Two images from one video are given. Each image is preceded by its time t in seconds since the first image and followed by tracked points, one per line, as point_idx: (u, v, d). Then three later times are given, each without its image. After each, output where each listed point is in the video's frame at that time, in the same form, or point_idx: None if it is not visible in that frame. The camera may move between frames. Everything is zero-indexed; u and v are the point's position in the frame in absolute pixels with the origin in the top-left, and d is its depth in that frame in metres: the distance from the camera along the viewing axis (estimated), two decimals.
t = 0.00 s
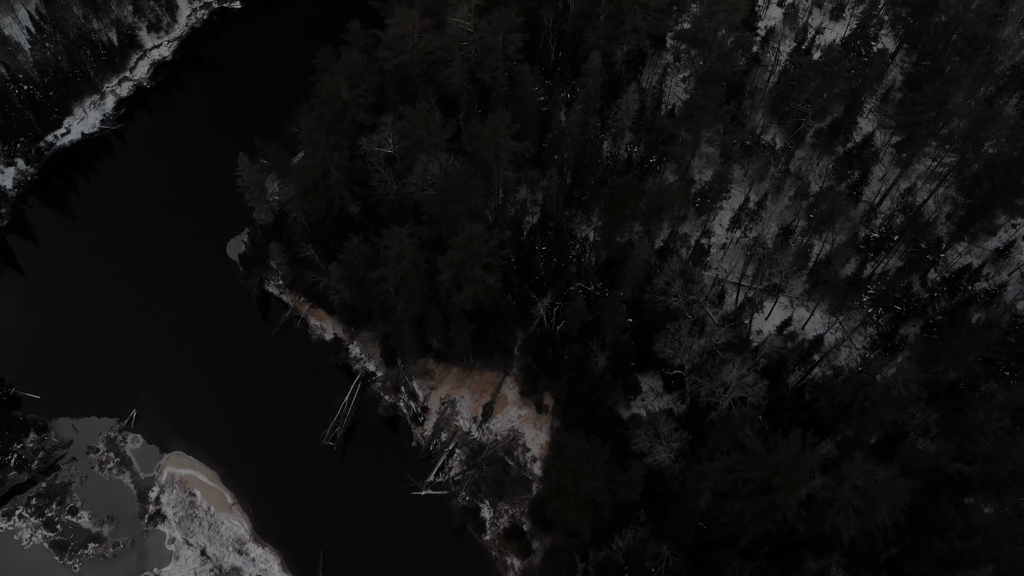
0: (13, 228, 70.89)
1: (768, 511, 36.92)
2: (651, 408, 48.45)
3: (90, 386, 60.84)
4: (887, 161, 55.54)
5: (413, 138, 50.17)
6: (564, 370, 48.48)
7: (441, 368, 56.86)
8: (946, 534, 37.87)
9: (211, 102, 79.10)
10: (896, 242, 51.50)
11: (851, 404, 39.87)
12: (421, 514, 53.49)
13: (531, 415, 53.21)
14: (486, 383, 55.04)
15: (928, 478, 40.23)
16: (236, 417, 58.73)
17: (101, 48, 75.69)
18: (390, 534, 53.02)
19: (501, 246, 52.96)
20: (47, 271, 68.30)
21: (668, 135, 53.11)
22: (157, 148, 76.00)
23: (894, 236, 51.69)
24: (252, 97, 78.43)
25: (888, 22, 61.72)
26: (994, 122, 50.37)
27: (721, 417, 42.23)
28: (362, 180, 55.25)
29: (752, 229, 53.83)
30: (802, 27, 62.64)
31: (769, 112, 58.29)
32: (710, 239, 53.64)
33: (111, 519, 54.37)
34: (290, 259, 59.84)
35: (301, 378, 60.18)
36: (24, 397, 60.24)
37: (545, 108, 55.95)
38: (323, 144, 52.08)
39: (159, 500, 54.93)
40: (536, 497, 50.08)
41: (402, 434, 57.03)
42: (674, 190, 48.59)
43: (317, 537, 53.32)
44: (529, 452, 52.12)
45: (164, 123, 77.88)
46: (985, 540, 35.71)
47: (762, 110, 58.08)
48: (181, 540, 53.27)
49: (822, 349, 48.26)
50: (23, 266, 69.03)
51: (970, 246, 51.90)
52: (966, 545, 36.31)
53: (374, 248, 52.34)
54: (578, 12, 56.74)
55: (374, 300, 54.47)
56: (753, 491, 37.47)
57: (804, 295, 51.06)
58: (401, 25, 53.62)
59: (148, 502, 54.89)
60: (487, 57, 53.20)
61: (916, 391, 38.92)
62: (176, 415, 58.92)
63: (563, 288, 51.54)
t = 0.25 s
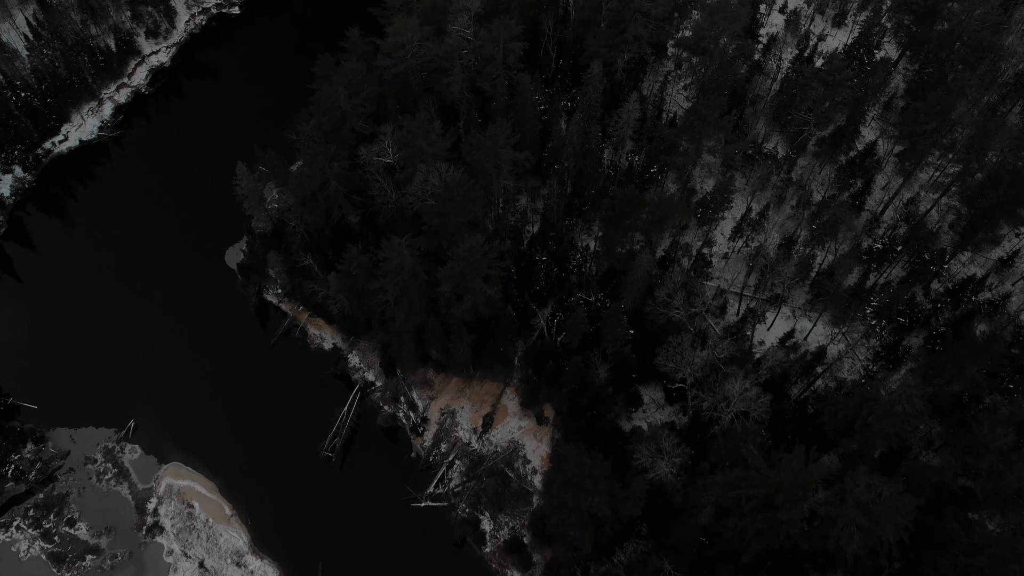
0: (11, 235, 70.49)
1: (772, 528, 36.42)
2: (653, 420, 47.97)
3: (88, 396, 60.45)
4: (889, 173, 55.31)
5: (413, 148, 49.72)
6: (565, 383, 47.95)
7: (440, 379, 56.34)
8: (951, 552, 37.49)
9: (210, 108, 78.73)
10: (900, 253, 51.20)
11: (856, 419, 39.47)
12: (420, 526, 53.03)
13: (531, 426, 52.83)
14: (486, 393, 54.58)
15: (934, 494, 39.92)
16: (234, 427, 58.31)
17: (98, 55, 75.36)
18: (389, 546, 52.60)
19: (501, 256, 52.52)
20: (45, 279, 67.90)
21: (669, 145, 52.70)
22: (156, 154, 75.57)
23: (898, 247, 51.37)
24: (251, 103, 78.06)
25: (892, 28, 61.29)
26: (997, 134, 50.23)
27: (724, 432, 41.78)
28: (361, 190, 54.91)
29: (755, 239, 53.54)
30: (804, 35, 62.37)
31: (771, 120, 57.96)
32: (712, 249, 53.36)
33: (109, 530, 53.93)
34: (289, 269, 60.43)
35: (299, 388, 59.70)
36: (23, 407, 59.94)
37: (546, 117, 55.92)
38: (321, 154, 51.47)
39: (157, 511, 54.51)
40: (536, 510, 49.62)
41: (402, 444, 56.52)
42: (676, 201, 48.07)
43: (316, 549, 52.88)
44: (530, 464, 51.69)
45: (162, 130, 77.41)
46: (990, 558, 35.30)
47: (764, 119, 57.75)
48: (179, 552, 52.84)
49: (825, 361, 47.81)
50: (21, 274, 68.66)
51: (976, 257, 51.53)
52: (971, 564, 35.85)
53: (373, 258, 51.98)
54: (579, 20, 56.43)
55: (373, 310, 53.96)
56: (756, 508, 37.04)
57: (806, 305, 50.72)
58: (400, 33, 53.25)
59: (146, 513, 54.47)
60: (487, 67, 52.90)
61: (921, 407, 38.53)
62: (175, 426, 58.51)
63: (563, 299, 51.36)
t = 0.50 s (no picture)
0: (8, 244, 70.04)
1: (776, 549, 35.87)
2: (655, 434, 47.48)
3: (86, 408, 60.00)
4: (891, 184, 55.16)
5: (412, 160, 49.27)
6: (566, 397, 47.39)
7: (440, 391, 55.88)
8: (956, 571, 37.03)
9: (209, 115, 78.31)
10: (904, 266, 50.89)
11: (860, 436, 39.22)
12: (420, 540, 52.53)
13: (532, 439, 52.40)
14: (486, 405, 54.08)
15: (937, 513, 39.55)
16: (233, 439, 57.90)
17: (96, 62, 75.38)
18: (389, 560, 52.10)
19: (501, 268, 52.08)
20: (42, 288, 67.45)
21: (671, 156, 52.20)
22: (154, 162, 75.14)
23: (902, 260, 51.04)
24: (250, 110, 77.65)
25: (895, 38, 61.21)
26: (1003, 145, 49.75)
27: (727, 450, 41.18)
28: (360, 201, 54.52)
29: (757, 250, 53.25)
30: (806, 43, 62.14)
31: (773, 129, 57.75)
32: (714, 260, 53.03)
33: (107, 543, 53.45)
34: (287, 278, 60.11)
35: (298, 400, 59.15)
36: (21, 418, 59.50)
37: (546, 127, 56.43)
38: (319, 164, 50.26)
39: (155, 525, 54.13)
40: (536, 525, 48.98)
41: (400, 456, 56.12)
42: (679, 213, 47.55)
43: (314, 563, 52.39)
44: (530, 477, 51.11)
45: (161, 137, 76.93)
46: None
47: (766, 128, 57.51)
48: (177, 566, 52.35)
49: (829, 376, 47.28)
50: (18, 283, 68.17)
51: (980, 268, 51.20)
52: None
53: (373, 270, 51.59)
54: (579, 29, 56.02)
55: (372, 322, 53.45)
56: (760, 528, 36.50)
57: (809, 317, 50.27)
58: (400, 42, 52.20)
59: (144, 526, 54.09)
60: (488, 78, 52.61)
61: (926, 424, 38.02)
62: (173, 437, 58.10)
63: (564, 311, 50.94)
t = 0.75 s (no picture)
0: (6, 252, 69.54)
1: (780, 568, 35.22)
2: (657, 447, 47.02)
3: (83, 418, 59.53)
4: (894, 193, 54.97)
5: (412, 171, 48.97)
6: (567, 409, 46.88)
7: (440, 402, 55.43)
8: None
9: (208, 122, 78.02)
10: (906, 277, 50.68)
11: (863, 452, 39.10)
12: (419, 553, 51.96)
13: (532, 451, 52.05)
14: (486, 416, 53.68)
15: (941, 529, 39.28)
16: (231, 450, 57.48)
17: (94, 69, 74.88)
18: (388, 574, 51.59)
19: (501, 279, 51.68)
20: (39, 297, 66.94)
21: (672, 166, 51.79)
22: (152, 169, 74.71)
23: (904, 271, 50.88)
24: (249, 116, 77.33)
25: (897, 46, 61.28)
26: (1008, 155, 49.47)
27: (730, 466, 40.73)
28: (359, 210, 54.15)
29: (760, 261, 52.93)
30: (809, 50, 61.98)
31: (775, 138, 57.63)
32: (716, 270, 52.66)
33: (104, 556, 52.66)
34: (286, 286, 60.10)
35: (297, 411, 58.73)
36: (18, 429, 59.06)
37: (547, 136, 55.81)
38: (318, 176, 49.94)
39: (153, 537, 53.50)
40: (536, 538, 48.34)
41: (400, 468, 55.58)
42: (681, 225, 47.07)
43: None
44: (531, 490, 50.65)
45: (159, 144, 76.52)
46: None
47: (768, 137, 57.37)
48: None
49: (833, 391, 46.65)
50: (15, 291, 67.62)
51: (984, 278, 50.95)
52: None
53: (372, 281, 51.16)
54: (580, 37, 55.69)
55: (371, 333, 52.93)
56: (763, 546, 35.98)
57: (811, 328, 49.97)
58: (400, 52, 52.06)
59: (142, 538, 53.42)
60: (488, 87, 52.29)
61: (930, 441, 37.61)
62: (171, 448, 57.67)
63: (564, 322, 50.64)
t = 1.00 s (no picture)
0: (3, 261, 69.08)
1: None
2: (659, 461, 46.45)
3: (80, 430, 59.09)
4: (898, 203, 54.67)
5: (412, 184, 48.81)
6: (568, 424, 46.27)
7: (440, 414, 55.05)
8: None
9: (207, 129, 77.65)
10: (911, 290, 50.06)
11: (868, 470, 38.58)
12: (418, 567, 51.32)
13: (532, 464, 51.77)
14: (486, 429, 53.44)
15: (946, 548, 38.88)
16: (229, 462, 56.99)
17: (91, 76, 74.07)
18: None
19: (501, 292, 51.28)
20: (36, 306, 66.45)
21: (674, 178, 51.50)
22: (149, 177, 74.25)
23: (909, 283, 50.30)
24: (248, 123, 76.90)
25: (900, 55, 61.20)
26: (1012, 167, 49.12)
27: (732, 484, 40.48)
28: (359, 221, 53.73)
29: (762, 272, 52.56)
30: (811, 57, 61.66)
31: (777, 148, 57.39)
32: (718, 282, 52.21)
33: (101, 569, 52.24)
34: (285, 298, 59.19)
35: (296, 422, 58.20)
36: (15, 440, 58.60)
37: (547, 147, 55.86)
38: (317, 186, 50.01)
39: (150, 550, 52.95)
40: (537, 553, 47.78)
41: (400, 480, 55.13)
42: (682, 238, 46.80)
43: None
44: (531, 504, 50.23)
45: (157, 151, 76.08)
46: None
47: (770, 147, 57.09)
48: None
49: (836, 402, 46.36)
50: (12, 300, 67.16)
51: (988, 290, 50.71)
52: None
53: (371, 293, 50.72)
54: (581, 47, 55.36)
55: (370, 345, 52.36)
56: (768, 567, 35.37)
57: (814, 340, 49.53)
58: (400, 62, 51.87)
59: (139, 552, 52.89)
60: (489, 98, 51.97)
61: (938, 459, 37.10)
62: (169, 460, 57.20)
63: (565, 334, 50.10)
